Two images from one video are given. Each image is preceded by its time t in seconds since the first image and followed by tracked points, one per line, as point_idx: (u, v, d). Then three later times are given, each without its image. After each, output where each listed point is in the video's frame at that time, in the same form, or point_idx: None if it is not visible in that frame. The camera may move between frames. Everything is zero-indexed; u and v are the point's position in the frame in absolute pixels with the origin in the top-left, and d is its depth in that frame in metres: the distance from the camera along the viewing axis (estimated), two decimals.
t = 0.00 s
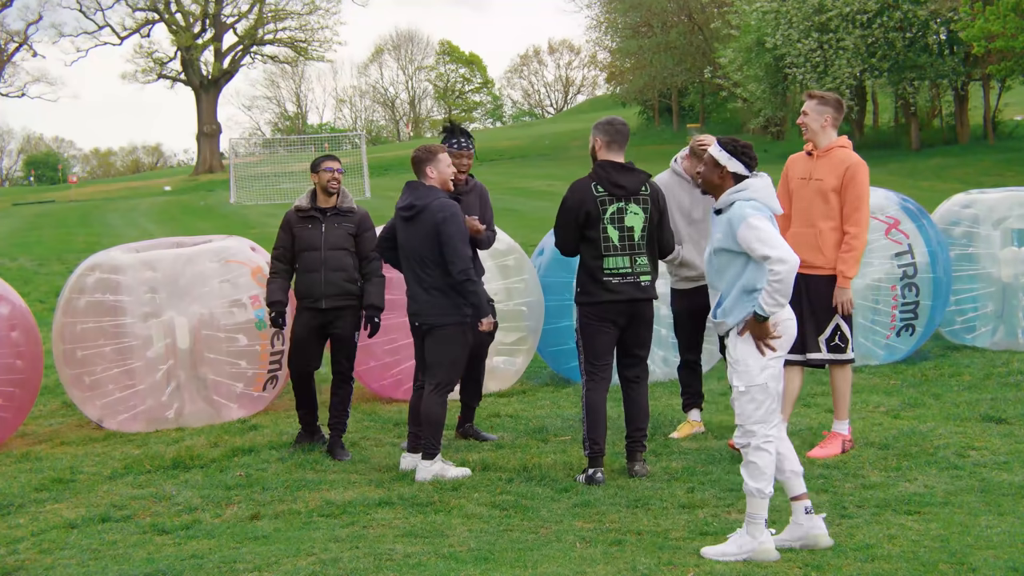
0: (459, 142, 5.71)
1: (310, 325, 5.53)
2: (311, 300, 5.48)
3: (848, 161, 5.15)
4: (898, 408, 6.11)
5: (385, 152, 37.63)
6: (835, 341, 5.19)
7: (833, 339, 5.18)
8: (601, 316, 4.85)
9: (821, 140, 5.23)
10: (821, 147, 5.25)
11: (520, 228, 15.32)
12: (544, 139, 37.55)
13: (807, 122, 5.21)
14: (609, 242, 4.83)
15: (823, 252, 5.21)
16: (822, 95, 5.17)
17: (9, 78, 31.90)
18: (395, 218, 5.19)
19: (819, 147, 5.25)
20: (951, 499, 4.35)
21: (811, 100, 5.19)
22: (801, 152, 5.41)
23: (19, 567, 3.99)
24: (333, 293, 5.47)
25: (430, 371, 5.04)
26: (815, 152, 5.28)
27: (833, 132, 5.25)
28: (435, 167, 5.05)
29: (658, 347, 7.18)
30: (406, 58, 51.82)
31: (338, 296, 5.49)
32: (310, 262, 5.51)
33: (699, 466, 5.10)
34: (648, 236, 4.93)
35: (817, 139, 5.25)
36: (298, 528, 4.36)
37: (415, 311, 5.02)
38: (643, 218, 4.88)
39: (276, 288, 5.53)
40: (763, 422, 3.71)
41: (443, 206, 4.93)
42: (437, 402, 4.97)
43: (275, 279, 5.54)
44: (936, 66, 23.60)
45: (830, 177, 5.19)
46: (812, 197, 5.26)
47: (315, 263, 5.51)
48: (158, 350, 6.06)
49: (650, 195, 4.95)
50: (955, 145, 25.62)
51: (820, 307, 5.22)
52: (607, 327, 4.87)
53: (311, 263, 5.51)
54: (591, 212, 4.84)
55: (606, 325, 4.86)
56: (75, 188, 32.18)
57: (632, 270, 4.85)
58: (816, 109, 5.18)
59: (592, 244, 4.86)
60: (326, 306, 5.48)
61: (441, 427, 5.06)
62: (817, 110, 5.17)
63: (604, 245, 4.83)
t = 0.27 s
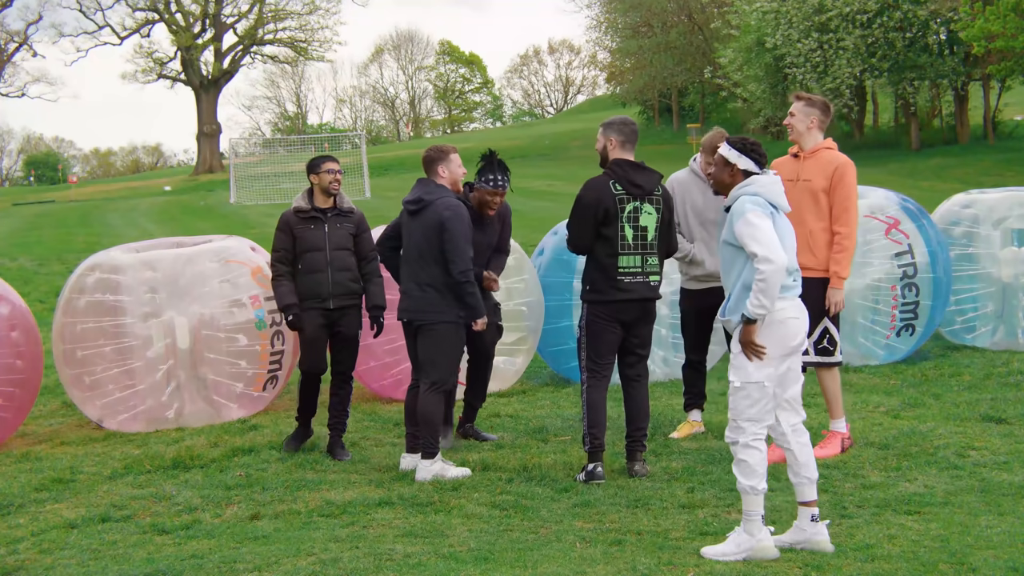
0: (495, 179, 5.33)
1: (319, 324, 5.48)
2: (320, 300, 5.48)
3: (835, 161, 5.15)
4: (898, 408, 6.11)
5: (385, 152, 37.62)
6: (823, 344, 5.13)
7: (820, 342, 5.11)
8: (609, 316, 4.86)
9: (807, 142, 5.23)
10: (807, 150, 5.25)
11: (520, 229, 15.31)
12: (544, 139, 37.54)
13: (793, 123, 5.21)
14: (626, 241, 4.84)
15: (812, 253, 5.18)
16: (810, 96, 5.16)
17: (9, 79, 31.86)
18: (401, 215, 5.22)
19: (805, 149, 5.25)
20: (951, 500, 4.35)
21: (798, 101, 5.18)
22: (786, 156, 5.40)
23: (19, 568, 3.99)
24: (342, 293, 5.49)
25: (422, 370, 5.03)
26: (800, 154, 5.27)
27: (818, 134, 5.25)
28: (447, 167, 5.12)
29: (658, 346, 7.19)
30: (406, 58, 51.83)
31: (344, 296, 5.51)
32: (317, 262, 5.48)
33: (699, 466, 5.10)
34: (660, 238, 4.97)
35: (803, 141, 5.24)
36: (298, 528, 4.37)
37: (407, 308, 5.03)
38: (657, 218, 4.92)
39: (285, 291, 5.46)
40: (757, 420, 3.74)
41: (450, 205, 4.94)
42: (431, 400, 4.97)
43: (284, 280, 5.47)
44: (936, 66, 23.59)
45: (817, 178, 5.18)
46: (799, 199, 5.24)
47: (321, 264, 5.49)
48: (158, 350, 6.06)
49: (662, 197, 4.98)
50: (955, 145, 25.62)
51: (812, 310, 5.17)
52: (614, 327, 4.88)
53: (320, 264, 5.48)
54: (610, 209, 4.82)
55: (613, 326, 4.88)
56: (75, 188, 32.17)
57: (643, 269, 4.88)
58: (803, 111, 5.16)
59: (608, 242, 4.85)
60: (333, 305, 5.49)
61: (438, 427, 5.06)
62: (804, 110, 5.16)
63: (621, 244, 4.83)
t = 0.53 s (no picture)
0: (505, 187, 5.26)
1: (314, 324, 5.50)
2: (314, 301, 5.48)
3: (825, 162, 5.12)
4: (898, 408, 6.11)
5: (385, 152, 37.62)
6: (807, 348, 5.08)
7: (806, 345, 5.06)
8: (615, 314, 4.86)
9: (798, 144, 5.22)
10: (798, 151, 5.23)
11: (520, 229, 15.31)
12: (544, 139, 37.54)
13: (785, 124, 5.22)
14: (637, 241, 4.86)
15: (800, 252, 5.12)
16: (801, 99, 5.19)
17: (9, 79, 31.86)
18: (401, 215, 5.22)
19: (796, 150, 5.23)
20: (951, 500, 4.35)
21: (790, 103, 5.21)
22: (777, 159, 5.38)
23: (19, 567, 3.99)
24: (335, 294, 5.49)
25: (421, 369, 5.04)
26: (791, 155, 5.25)
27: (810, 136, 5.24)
28: (450, 166, 5.15)
29: (658, 346, 7.19)
30: (406, 58, 51.83)
31: (340, 296, 5.52)
32: (313, 263, 5.49)
33: (698, 466, 5.10)
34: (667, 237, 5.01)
35: (794, 143, 5.23)
36: (298, 528, 4.37)
37: (406, 308, 5.03)
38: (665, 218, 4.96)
39: (277, 292, 5.42)
40: (739, 417, 3.73)
41: (446, 203, 4.94)
42: (430, 399, 4.98)
43: (278, 281, 5.44)
44: (936, 66, 23.58)
45: (807, 178, 5.14)
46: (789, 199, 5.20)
47: (315, 265, 5.49)
48: (158, 350, 6.06)
49: (667, 198, 5.03)
50: (955, 145, 25.62)
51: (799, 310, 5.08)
52: (616, 328, 4.87)
53: (314, 265, 5.48)
54: (624, 209, 4.83)
55: (616, 327, 4.87)
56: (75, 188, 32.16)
57: (652, 269, 4.91)
58: (795, 112, 5.19)
59: (619, 242, 4.85)
60: (329, 306, 5.50)
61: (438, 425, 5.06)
62: (796, 112, 5.19)
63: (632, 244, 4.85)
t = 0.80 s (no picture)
0: (496, 166, 5.23)
1: (297, 325, 5.52)
2: (297, 303, 5.48)
3: (825, 162, 5.06)
4: (898, 408, 6.11)
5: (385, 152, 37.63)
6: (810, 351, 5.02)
7: (807, 347, 4.99)
8: (620, 313, 4.85)
9: (798, 143, 5.16)
10: (798, 151, 5.17)
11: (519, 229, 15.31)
12: (544, 139, 37.54)
13: (785, 124, 5.16)
14: (642, 241, 4.86)
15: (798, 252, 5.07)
16: (801, 99, 5.13)
17: (9, 79, 31.83)
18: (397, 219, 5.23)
19: (795, 150, 5.17)
20: (951, 500, 4.35)
21: (790, 103, 5.16)
22: (777, 159, 5.31)
23: (19, 568, 3.99)
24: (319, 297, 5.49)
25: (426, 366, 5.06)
26: (791, 155, 5.19)
27: (810, 136, 5.18)
28: (438, 165, 5.09)
29: (658, 346, 7.21)
30: (406, 58, 51.83)
31: (323, 299, 5.51)
32: (297, 264, 5.49)
33: (698, 466, 5.10)
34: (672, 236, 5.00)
35: (794, 143, 5.17)
36: (298, 528, 4.37)
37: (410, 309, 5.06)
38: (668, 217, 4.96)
39: (264, 292, 5.41)
40: (729, 426, 3.64)
41: (436, 203, 4.93)
42: (434, 398, 4.99)
43: (264, 280, 5.43)
44: (936, 65, 23.55)
45: (807, 178, 5.09)
46: (788, 200, 5.14)
47: (301, 267, 5.50)
48: (158, 350, 6.07)
49: (671, 198, 5.02)
50: (955, 145, 25.62)
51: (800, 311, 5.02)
52: (620, 327, 4.87)
53: (298, 266, 5.49)
54: (631, 208, 4.83)
55: (618, 326, 4.87)
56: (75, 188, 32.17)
57: (656, 267, 4.91)
58: (795, 112, 5.14)
59: (626, 242, 4.85)
60: (313, 309, 5.49)
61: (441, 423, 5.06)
62: (797, 111, 5.13)
63: (637, 244, 4.85)
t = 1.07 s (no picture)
0: (497, 153, 5.16)
1: (289, 326, 5.51)
2: (290, 303, 5.49)
3: (836, 162, 4.94)
4: (898, 408, 6.11)
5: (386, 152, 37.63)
6: (828, 351, 4.94)
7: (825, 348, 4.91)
8: (617, 313, 4.86)
9: (811, 142, 5.05)
10: (810, 150, 5.06)
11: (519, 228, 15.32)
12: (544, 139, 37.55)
13: (796, 123, 5.06)
14: (641, 241, 4.86)
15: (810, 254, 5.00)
16: (813, 97, 5.01)
17: (9, 79, 31.81)
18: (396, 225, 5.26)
19: (807, 149, 5.07)
20: (951, 500, 4.35)
21: (802, 102, 5.04)
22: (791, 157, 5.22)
23: (19, 568, 3.98)
24: (311, 296, 5.48)
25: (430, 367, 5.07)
26: (803, 154, 5.09)
27: (824, 134, 5.06)
28: (425, 167, 5.07)
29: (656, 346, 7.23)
30: (407, 58, 51.84)
31: (316, 298, 5.50)
32: (289, 264, 5.50)
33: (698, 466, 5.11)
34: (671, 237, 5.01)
35: (807, 142, 5.07)
36: (298, 528, 4.37)
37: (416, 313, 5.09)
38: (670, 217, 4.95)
39: (250, 294, 5.50)
40: (716, 427, 3.65)
41: (428, 205, 4.94)
42: (437, 398, 4.99)
43: (252, 282, 5.51)
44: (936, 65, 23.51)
45: (818, 179, 4.98)
46: (799, 201, 5.05)
47: (293, 267, 5.50)
48: (158, 350, 6.07)
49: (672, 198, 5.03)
50: (955, 145, 25.61)
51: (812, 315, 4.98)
52: (619, 327, 4.87)
53: (291, 266, 5.50)
54: (630, 206, 4.84)
55: (618, 327, 4.87)
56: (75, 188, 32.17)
57: (656, 267, 4.90)
58: (807, 111, 5.02)
59: (624, 242, 4.86)
60: (305, 308, 5.49)
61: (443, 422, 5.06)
62: (808, 110, 5.02)
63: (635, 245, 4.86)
